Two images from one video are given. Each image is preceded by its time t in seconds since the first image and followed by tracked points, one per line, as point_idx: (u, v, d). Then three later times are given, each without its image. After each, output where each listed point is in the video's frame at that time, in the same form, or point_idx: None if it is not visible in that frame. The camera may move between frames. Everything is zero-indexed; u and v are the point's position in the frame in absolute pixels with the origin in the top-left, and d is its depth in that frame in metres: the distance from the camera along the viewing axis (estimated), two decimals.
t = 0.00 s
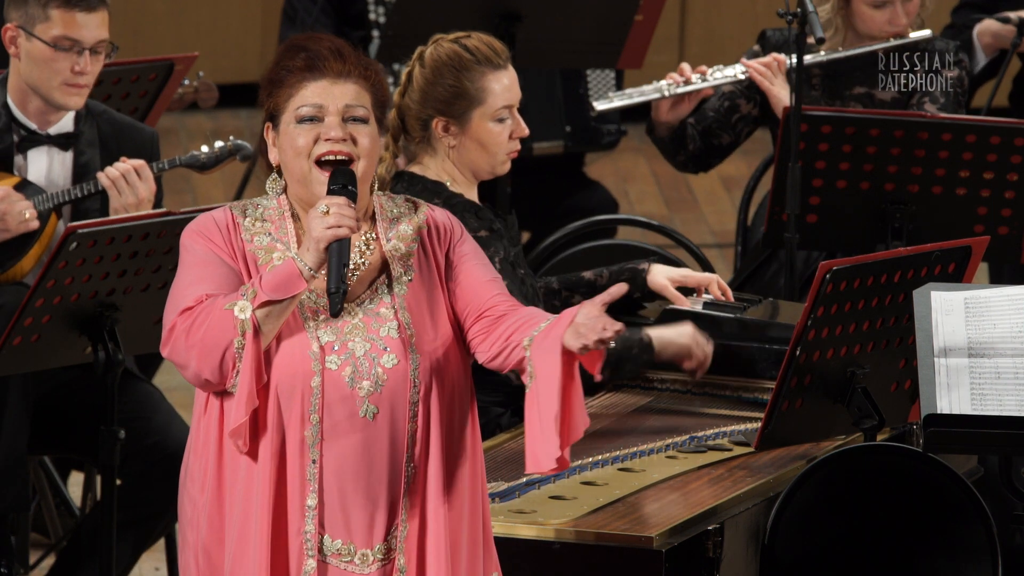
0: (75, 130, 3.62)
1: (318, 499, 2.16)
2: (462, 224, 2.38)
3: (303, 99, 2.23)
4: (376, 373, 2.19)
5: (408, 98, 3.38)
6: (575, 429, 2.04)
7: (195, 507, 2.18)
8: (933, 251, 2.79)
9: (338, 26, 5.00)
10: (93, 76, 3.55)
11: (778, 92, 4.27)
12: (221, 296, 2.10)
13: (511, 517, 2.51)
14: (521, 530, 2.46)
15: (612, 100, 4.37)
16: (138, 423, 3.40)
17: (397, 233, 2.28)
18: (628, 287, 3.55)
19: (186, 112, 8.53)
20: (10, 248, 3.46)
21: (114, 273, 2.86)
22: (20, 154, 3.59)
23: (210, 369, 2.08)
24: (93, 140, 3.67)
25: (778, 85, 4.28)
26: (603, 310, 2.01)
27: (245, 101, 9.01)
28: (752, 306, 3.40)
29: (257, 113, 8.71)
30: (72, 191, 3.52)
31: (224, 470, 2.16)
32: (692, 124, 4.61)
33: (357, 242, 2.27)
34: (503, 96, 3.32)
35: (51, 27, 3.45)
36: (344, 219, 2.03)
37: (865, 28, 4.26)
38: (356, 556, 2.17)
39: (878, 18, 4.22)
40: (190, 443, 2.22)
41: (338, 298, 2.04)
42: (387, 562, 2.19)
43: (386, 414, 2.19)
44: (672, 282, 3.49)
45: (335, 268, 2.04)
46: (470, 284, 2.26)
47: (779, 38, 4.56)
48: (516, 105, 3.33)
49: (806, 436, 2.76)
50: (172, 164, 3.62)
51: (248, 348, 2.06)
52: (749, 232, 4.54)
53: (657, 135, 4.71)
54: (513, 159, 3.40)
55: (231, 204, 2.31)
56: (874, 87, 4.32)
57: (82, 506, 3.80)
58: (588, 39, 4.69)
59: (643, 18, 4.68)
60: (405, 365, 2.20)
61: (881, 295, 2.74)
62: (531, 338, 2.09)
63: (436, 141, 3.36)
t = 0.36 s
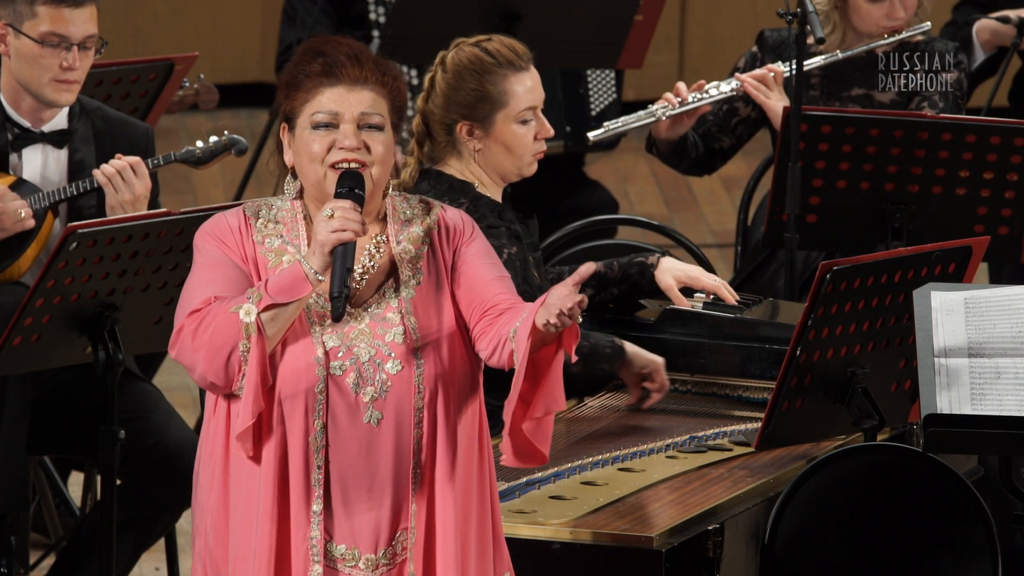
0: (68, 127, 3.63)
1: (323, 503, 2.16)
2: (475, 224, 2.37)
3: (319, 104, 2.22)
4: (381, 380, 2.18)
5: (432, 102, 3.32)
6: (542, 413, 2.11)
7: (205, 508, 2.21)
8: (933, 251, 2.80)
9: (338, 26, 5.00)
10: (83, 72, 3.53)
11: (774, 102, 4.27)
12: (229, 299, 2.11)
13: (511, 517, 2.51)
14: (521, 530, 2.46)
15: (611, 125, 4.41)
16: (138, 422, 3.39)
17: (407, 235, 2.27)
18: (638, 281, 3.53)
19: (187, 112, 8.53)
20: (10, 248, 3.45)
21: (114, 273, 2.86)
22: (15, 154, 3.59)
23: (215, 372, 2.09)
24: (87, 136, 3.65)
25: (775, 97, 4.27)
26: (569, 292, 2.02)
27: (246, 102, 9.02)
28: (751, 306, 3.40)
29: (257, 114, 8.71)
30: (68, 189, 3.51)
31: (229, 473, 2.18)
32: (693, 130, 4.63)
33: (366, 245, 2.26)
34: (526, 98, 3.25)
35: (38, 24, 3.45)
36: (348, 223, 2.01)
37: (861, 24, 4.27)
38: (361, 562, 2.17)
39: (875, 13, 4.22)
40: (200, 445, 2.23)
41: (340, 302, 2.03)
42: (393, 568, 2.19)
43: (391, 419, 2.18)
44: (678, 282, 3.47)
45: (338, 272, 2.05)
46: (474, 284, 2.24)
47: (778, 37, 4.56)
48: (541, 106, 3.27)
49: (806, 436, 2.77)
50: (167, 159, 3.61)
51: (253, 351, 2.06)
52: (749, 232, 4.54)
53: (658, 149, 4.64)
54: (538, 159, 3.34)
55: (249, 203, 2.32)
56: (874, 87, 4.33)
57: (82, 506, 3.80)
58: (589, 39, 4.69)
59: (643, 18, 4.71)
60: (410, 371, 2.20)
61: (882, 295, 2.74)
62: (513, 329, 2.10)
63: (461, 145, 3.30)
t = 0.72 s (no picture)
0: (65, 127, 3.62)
1: (328, 509, 2.16)
2: (487, 228, 2.36)
3: (332, 112, 2.21)
4: (387, 386, 2.18)
5: (444, 106, 3.29)
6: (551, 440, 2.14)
7: (211, 512, 2.21)
8: (934, 251, 2.80)
9: (338, 26, 5.00)
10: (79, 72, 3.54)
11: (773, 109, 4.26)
12: (237, 303, 2.12)
13: (511, 517, 2.51)
14: (521, 530, 2.46)
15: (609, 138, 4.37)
16: (138, 422, 3.39)
17: (418, 240, 2.26)
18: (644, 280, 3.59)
19: (187, 113, 8.53)
20: (10, 247, 3.45)
21: (114, 273, 2.86)
22: (13, 154, 3.59)
23: (222, 377, 2.10)
24: (84, 136, 3.66)
25: (774, 104, 4.26)
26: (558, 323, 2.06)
27: (247, 103, 9.02)
28: (752, 306, 3.40)
29: (257, 114, 8.71)
30: (65, 189, 3.52)
31: (235, 477, 2.18)
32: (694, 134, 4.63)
33: (377, 249, 2.26)
34: (540, 101, 3.23)
35: (35, 24, 3.45)
36: (357, 232, 2.01)
37: (857, 22, 4.28)
38: (364, 566, 2.18)
39: (871, 10, 4.23)
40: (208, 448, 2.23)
41: (348, 312, 2.05)
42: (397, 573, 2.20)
43: (396, 426, 2.18)
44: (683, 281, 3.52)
45: (346, 281, 2.06)
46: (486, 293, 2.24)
47: (777, 38, 4.56)
48: (554, 109, 3.25)
49: (807, 436, 2.76)
50: (165, 158, 3.60)
51: (260, 359, 2.09)
52: (750, 232, 4.55)
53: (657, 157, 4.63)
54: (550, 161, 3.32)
55: (263, 202, 2.32)
56: (874, 87, 4.33)
57: (82, 506, 3.80)
58: (589, 39, 4.69)
59: (643, 18, 4.67)
60: (416, 377, 2.19)
61: (882, 295, 2.74)
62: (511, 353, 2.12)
63: (474, 150, 3.27)
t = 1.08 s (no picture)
0: (68, 128, 3.61)
1: (333, 505, 2.17)
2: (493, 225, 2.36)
3: (342, 104, 2.21)
4: (392, 383, 2.18)
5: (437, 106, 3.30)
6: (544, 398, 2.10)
7: (217, 511, 2.22)
8: (933, 251, 2.80)
9: (338, 27, 5.01)
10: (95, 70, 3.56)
11: (772, 107, 4.25)
12: (246, 295, 2.12)
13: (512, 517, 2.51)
14: (522, 530, 2.46)
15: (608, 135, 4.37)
16: (138, 422, 3.39)
17: (425, 238, 2.27)
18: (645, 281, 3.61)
19: (187, 113, 8.54)
20: (10, 249, 3.45)
21: (114, 273, 2.86)
22: (15, 154, 3.57)
23: (228, 368, 2.10)
24: (87, 137, 3.65)
25: (772, 102, 4.25)
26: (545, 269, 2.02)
27: (247, 103, 9.03)
28: (752, 306, 3.40)
29: (257, 114, 8.72)
30: (68, 190, 3.51)
31: (241, 475, 2.18)
32: (694, 135, 4.64)
33: (384, 248, 2.27)
34: (534, 97, 3.26)
35: (52, 26, 3.47)
36: (366, 224, 2.02)
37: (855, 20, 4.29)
38: (369, 564, 2.17)
39: (870, 7, 4.24)
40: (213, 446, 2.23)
41: (354, 301, 2.04)
42: (402, 571, 2.19)
43: (401, 423, 2.18)
44: (684, 281, 3.52)
45: (354, 273, 2.06)
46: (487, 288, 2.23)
47: (776, 39, 4.56)
48: (548, 106, 3.28)
49: (807, 436, 2.76)
50: (167, 160, 3.60)
51: (266, 351, 2.08)
52: (749, 232, 4.55)
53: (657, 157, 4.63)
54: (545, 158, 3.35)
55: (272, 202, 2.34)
56: (874, 87, 4.33)
57: (82, 506, 3.81)
58: (589, 40, 4.69)
59: (643, 18, 4.66)
60: (422, 374, 2.20)
61: (881, 295, 2.74)
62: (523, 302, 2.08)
63: (470, 149, 3.27)
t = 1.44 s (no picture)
0: (71, 131, 3.60)
1: (329, 509, 2.16)
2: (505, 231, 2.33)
3: (348, 118, 2.21)
4: (391, 388, 2.19)
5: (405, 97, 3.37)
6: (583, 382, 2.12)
7: (217, 512, 2.23)
8: (933, 251, 2.80)
9: (338, 26, 5.01)
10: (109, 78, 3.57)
11: (774, 105, 4.24)
12: (239, 304, 2.15)
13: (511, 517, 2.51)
14: (521, 530, 2.46)
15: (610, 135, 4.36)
16: (137, 422, 3.39)
17: (432, 245, 2.26)
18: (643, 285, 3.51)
19: (187, 112, 8.54)
20: (11, 248, 3.46)
21: (114, 273, 2.86)
22: (19, 156, 3.59)
23: (219, 379, 2.13)
24: (89, 139, 3.64)
25: (774, 100, 4.25)
26: (556, 232, 2.01)
27: (246, 103, 9.03)
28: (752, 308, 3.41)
29: (256, 114, 8.73)
30: (70, 190, 3.49)
31: (240, 477, 2.20)
32: (698, 137, 4.63)
33: (390, 253, 2.26)
34: (499, 89, 3.33)
35: (68, 35, 3.47)
36: (362, 246, 2.02)
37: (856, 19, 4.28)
38: (364, 568, 2.17)
39: (870, 7, 4.24)
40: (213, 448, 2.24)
41: (347, 326, 2.02)
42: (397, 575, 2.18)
43: (399, 428, 2.18)
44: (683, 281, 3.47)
45: (348, 295, 2.04)
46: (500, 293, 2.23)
47: (778, 38, 4.56)
48: (514, 98, 3.35)
49: (806, 436, 2.76)
50: (170, 161, 3.59)
51: (258, 364, 2.11)
52: (749, 232, 4.55)
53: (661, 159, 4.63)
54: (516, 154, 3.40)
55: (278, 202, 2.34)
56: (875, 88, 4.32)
57: (82, 506, 3.81)
58: (589, 40, 4.69)
59: (643, 18, 4.72)
60: (421, 380, 2.20)
61: (882, 295, 2.74)
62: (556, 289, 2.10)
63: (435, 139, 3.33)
